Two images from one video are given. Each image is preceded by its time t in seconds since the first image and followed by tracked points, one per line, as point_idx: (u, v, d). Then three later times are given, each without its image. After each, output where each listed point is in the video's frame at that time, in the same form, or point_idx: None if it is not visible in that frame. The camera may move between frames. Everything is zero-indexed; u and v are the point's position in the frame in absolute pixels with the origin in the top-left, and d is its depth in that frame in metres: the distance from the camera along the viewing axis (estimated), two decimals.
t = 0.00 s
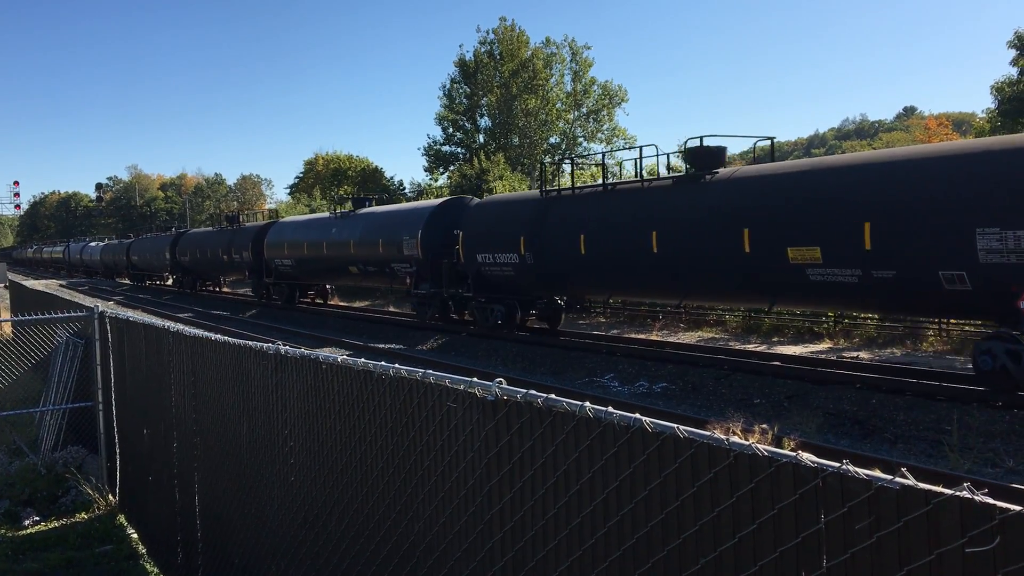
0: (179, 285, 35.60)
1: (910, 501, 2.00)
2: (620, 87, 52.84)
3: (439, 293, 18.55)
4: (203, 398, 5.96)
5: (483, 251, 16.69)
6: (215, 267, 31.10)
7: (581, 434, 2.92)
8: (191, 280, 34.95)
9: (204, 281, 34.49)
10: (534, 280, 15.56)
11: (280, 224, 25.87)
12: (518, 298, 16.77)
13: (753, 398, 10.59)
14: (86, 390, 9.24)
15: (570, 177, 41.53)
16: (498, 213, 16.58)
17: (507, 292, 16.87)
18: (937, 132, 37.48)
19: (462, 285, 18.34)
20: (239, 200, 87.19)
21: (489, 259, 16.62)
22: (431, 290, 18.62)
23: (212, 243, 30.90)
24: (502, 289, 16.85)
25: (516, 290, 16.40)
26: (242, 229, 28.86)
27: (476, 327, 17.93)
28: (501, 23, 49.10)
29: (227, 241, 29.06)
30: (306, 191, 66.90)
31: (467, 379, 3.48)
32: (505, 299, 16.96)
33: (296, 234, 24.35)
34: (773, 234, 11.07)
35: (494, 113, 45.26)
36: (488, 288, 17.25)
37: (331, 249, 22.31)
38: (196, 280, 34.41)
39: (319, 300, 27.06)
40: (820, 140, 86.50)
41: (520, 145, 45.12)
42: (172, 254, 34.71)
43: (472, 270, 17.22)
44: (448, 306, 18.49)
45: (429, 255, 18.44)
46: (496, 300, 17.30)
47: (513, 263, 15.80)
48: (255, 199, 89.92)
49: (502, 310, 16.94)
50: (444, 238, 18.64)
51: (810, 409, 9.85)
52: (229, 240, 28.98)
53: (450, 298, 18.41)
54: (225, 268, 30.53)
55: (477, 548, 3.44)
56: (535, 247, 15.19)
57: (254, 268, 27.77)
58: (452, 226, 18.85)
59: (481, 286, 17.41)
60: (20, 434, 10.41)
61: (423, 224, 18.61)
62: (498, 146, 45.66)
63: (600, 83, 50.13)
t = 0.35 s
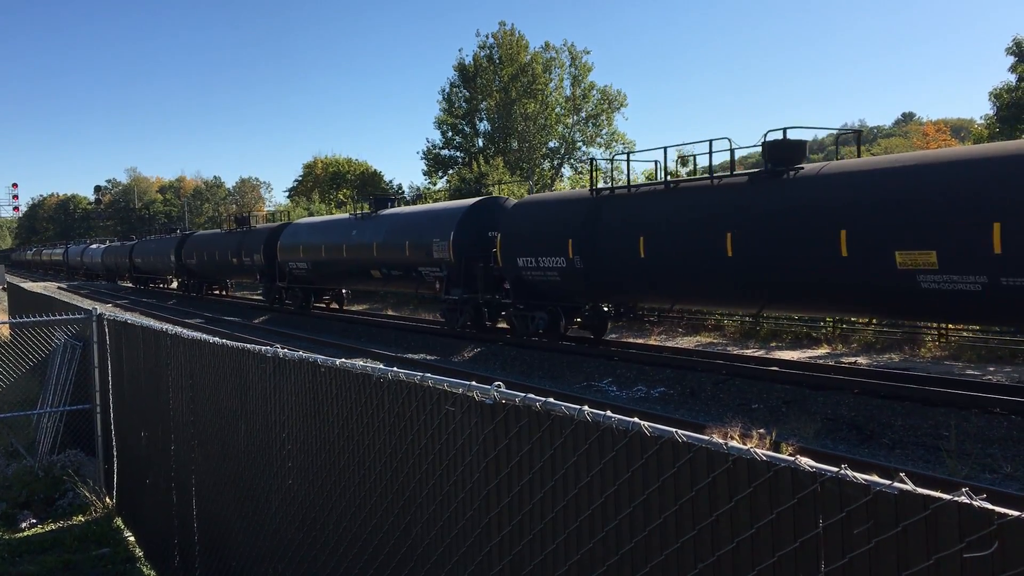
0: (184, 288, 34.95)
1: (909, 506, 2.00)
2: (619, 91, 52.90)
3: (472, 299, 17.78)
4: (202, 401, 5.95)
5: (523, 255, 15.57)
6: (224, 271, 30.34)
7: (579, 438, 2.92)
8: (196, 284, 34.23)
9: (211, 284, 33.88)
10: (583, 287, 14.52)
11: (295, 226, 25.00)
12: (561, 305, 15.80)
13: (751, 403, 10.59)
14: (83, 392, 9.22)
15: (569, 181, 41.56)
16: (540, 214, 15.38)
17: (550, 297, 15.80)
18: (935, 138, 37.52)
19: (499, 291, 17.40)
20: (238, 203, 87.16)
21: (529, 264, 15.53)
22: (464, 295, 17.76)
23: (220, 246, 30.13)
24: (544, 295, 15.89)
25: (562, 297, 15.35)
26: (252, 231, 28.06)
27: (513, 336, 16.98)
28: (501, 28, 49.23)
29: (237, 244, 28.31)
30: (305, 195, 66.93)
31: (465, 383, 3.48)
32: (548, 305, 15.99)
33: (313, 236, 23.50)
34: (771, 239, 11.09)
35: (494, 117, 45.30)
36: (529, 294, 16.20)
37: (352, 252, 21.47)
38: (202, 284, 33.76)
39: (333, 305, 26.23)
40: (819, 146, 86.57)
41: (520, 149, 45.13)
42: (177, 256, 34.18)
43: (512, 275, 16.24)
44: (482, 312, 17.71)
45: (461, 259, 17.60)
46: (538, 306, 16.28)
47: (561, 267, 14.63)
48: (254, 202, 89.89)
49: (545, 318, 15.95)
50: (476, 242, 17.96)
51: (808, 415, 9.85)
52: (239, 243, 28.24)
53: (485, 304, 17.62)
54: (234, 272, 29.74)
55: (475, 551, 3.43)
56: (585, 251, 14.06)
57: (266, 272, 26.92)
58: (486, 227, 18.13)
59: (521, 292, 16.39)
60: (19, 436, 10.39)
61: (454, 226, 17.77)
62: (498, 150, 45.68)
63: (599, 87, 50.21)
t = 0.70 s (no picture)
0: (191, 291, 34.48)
1: (909, 511, 2.00)
2: (619, 95, 52.99)
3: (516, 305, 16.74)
4: (201, 403, 5.94)
5: (576, 258, 14.60)
6: (234, 273, 29.59)
7: (578, 441, 2.92)
8: (204, 287, 33.59)
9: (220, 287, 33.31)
10: (645, 291, 13.52)
11: (315, 227, 24.06)
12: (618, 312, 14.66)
13: (751, 407, 10.58)
14: (83, 393, 9.20)
15: (569, 184, 41.58)
16: (595, 213, 14.42)
17: (605, 303, 14.71)
18: (935, 141, 37.55)
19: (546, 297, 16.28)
20: (238, 205, 87.20)
21: (582, 267, 14.57)
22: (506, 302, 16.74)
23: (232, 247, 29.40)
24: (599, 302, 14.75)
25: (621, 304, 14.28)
26: (266, 233, 27.24)
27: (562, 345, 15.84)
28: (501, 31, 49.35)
29: (251, 245, 27.49)
30: (305, 197, 66.99)
31: (465, 386, 3.48)
32: (602, 313, 14.91)
33: (334, 238, 22.59)
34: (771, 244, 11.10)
35: (494, 119, 45.36)
36: (582, 301, 15.07)
37: (378, 255, 20.53)
38: (211, 287, 33.19)
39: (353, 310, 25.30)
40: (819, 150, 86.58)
41: (520, 152, 45.14)
42: (185, 258, 33.84)
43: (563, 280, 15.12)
44: (524, 320, 16.59)
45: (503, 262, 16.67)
46: (591, 315, 15.15)
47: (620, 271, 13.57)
48: (255, 204, 89.92)
49: (598, 327, 14.78)
50: (519, 244, 17.07)
51: (808, 418, 9.85)
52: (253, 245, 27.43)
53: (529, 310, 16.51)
54: (246, 274, 28.96)
55: (474, 554, 3.43)
56: (650, 252, 13.05)
57: (281, 274, 26.06)
58: (529, 229, 17.16)
59: (572, 299, 15.25)
60: (19, 437, 10.37)
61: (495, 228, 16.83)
62: (498, 153, 45.70)
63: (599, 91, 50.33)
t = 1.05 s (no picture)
0: (199, 291, 34.22)
1: (909, 510, 2.00)
2: (620, 94, 52.99)
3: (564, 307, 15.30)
4: (202, 403, 5.95)
5: (635, 256, 13.03)
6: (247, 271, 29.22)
7: (579, 440, 2.92)
8: (214, 287, 33.46)
9: (230, 287, 33.28)
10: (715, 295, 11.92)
11: (333, 224, 22.88)
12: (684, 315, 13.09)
13: (753, 407, 10.56)
14: (84, 393, 9.22)
15: (569, 183, 41.56)
16: (654, 206, 12.81)
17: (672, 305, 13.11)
18: (937, 141, 37.46)
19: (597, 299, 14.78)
20: (238, 204, 87.19)
21: (643, 266, 12.99)
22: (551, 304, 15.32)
23: (246, 246, 28.73)
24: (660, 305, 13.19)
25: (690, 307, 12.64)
26: (281, 231, 26.31)
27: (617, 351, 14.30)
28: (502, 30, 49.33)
29: (265, 244, 26.78)
30: (306, 196, 67.02)
31: (466, 385, 3.48)
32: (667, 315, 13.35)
33: (355, 236, 21.36)
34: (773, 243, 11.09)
35: (495, 119, 45.32)
36: (644, 302, 13.50)
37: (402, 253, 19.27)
38: (221, 287, 33.10)
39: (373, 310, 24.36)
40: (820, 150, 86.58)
41: (520, 151, 45.06)
42: (194, 257, 33.72)
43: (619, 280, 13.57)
44: (573, 323, 15.12)
45: (547, 260, 15.31)
46: (654, 318, 13.62)
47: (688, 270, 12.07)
48: (255, 203, 89.95)
49: (663, 332, 13.19)
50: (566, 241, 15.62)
51: (808, 418, 9.84)
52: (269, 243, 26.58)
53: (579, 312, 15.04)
54: (260, 273, 28.25)
55: (474, 553, 3.43)
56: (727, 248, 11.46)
57: (299, 274, 25.22)
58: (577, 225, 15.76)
59: (632, 301, 13.73)
60: (20, 437, 10.38)
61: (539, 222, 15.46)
62: (498, 152, 45.61)
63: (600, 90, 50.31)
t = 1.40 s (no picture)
0: (209, 291, 34.20)
1: (911, 506, 2.00)
2: (619, 92, 52.97)
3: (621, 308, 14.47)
4: (202, 403, 5.96)
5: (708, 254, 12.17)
6: (260, 271, 28.94)
7: (579, 439, 2.92)
8: (225, 286, 33.31)
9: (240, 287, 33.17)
10: (802, 295, 11.06)
11: (356, 221, 22.18)
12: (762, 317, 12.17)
13: (754, 405, 10.56)
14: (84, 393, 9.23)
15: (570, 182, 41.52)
16: (729, 200, 11.95)
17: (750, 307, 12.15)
18: (937, 138, 37.33)
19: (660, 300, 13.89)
20: (238, 204, 87.14)
21: (717, 265, 12.12)
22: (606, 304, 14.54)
23: (262, 245, 28.19)
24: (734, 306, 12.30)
25: (770, 308, 11.76)
26: (298, 230, 25.69)
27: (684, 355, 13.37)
28: (501, 28, 49.29)
29: (281, 243, 26.26)
30: (305, 196, 67.05)
31: (467, 384, 3.48)
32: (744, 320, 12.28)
33: (380, 234, 20.65)
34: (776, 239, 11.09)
35: (494, 118, 45.28)
36: (716, 304, 12.55)
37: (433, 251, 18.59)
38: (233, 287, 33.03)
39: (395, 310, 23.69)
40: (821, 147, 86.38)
41: (520, 150, 45.00)
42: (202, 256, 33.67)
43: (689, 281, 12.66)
44: (629, 327, 14.27)
45: (601, 257, 14.62)
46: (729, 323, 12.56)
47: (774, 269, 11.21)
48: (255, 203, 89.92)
49: (739, 337, 12.11)
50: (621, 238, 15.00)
51: (809, 415, 9.84)
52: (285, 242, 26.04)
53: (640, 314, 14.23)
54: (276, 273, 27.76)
55: (475, 552, 3.44)
56: (819, 244, 10.63)
57: (317, 274, 24.63)
58: (632, 220, 15.08)
59: (703, 304, 12.73)
60: (21, 437, 10.39)
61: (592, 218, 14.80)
62: (498, 151, 45.23)
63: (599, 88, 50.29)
